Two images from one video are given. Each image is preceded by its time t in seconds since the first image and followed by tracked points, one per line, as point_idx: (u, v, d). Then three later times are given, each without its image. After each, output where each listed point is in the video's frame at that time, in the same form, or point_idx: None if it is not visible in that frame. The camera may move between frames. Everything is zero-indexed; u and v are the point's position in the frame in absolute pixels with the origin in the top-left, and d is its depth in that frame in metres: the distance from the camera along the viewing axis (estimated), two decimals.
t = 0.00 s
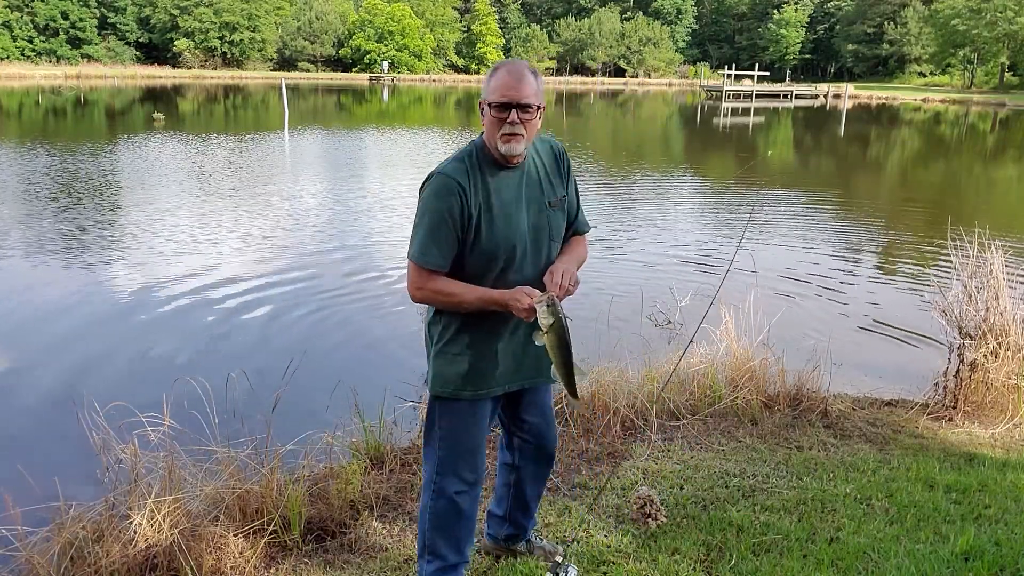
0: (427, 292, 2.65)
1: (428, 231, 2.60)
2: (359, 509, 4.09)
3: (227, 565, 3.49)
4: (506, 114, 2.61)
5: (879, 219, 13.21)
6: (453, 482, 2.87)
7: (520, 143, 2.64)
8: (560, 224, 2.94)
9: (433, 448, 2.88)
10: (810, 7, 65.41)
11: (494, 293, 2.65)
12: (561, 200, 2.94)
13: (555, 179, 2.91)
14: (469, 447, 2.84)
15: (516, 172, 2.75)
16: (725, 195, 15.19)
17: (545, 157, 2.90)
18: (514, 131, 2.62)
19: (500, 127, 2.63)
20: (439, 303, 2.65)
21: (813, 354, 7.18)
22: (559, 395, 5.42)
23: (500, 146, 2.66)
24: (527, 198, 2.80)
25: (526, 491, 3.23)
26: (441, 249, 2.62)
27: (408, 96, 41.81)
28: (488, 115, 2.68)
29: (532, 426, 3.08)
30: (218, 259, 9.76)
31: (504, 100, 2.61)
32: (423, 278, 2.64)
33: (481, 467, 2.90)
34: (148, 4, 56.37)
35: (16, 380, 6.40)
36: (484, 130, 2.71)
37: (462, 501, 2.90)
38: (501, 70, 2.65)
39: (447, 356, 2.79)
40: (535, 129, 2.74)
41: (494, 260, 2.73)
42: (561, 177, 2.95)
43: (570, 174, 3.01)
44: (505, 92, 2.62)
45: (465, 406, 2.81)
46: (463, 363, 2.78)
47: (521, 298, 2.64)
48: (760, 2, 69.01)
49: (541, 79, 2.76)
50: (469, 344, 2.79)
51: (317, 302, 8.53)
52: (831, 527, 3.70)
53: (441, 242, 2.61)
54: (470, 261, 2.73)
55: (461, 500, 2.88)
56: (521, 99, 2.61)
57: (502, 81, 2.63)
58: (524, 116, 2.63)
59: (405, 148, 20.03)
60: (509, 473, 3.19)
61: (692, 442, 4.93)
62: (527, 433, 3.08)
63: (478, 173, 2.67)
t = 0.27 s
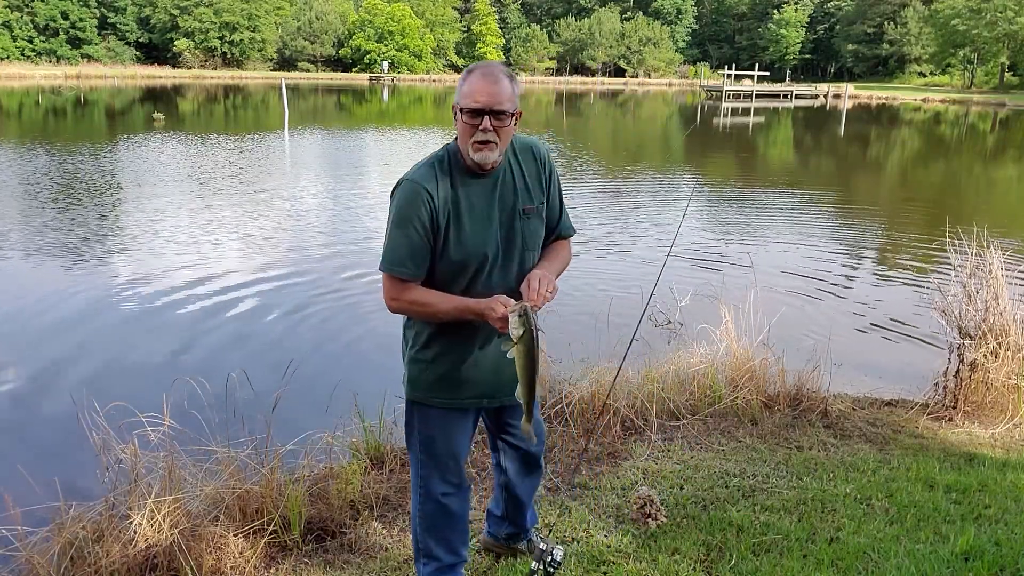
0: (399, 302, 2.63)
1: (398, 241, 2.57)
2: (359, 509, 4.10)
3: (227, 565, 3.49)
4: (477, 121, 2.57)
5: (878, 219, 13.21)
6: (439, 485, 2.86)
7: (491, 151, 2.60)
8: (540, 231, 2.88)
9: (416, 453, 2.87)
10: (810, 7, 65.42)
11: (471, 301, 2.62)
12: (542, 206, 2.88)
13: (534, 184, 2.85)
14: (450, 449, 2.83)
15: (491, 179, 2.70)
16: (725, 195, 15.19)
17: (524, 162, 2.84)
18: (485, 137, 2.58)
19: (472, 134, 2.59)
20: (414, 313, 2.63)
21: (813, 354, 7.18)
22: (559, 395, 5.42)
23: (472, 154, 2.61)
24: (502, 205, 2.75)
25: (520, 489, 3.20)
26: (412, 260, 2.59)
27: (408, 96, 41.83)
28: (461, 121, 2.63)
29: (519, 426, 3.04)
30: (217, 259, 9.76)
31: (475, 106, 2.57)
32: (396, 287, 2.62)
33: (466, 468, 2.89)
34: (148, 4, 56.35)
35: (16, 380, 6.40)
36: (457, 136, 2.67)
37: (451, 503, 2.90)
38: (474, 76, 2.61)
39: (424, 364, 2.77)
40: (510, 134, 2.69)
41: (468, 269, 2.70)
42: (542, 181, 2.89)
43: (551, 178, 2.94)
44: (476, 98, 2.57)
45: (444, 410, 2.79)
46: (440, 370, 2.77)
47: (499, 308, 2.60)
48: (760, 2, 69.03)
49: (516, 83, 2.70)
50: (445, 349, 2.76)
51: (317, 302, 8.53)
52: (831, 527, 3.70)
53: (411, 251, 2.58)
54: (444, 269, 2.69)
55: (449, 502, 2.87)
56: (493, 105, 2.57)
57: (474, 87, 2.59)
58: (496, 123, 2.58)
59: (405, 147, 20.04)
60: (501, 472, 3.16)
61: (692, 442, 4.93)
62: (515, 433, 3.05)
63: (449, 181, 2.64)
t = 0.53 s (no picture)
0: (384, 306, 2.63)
1: (380, 247, 2.57)
2: (359, 509, 4.10)
3: (227, 564, 3.49)
4: (457, 124, 2.55)
5: (878, 219, 13.21)
6: (434, 488, 2.87)
7: (473, 152, 2.58)
8: (526, 231, 2.86)
9: (411, 458, 2.87)
10: (810, 7, 65.46)
11: (455, 305, 2.58)
12: (527, 206, 2.86)
13: (519, 184, 2.83)
14: (445, 452, 2.83)
15: (473, 180, 2.69)
16: (725, 195, 15.19)
17: (508, 162, 2.82)
18: (466, 139, 2.56)
19: (453, 135, 2.57)
20: (400, 318, 2.62)
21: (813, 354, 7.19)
22: (559, 395, 5.43)
23: (453, 155, 2.60)
24: (485, 207, 2.74)
25: (515, 490, 3.19)
26: (395, 264, 2.59)
27: (408, 96, 41.85)
28: (442, 123, 2.62)
29: (514, 425, 3.04)
30: (218, 259, 9.75)
31: (456, 108, 2.55)
32: (383, 293, 2.63)
33: (461, 471, 2.89)
34: (148, 4, 56.38)
35: (17, 381, 6.40)
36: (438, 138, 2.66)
37: (447, 506, 2.90)
38: (454, 77, 2.58)
39: (415, 370, 2.75)
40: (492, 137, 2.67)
41: (452, 273, 2.69)
42: (527, 181, 2.87)
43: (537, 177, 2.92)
44: (456, 99, 2.55)
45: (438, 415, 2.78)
46: (431, 375, 2.74)
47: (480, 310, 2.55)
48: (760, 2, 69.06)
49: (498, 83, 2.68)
50: (436, 355, 2.74)
51: (317, 302, 8.53)
52: (831, 527, 3.70)
53: (394, 255, 2.58)
54: (428, 272, 2.68)
55: (444, 505, 2.88)
56: (474, 107, 2.55)
57: (453, 88, 2.56)
58: (478, 124, 2.56)
59: (405, 148, 20.05)
60: (496, 474, 3.15)
61: (692, 442, 4.93)
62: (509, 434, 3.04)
63: (432, 184, 2.63)
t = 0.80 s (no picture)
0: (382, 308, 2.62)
1: (376, 250, 2.57)
2: (359, 509, 4.09)
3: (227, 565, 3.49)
4: (453, 139, 2.50)
5: (878, 219, 13.21)
6: (433, 490, 2.87)
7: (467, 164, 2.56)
8: (519, 229, 2.86)
9: (410, 460, 2.87)
10: (810, 7, 65.46)
11: (449, 299, 2.55)
12: (519, 204, 2.87)
13: (511, 182, 2.83)
14: (445, 454, 2.83)
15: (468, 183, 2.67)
16: (725, 195, 15.18)
17: (500, 161, 2.81)
18: (461, 153, 2.53)
19: (448, 148, 2.53)
20: (398, 318, 2.60)
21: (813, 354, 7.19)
22: (559, 395, 5.42)
23: (447, 165, 2.58)
24: (478, 207, 2.75)
25: (507, 494, 3.20)
26: (392, 266, 2.59)
27: (408, 96, 41.83)
28: (435, 133, 2.56)
29: (510, 430, 3.06)
30: (218, 259, 9.75)
31: (452, 126, 2.48)
32: (379, 293, 2.62)
33: (459, 473, 2.89)
34: (148, 4, 56.37)
35: (17, 381, 6.40)
36: (431, 142, 2.61)
37: (446, 507, 2.90)
38: (449, 90, 2.48)
39: (412, 373, 2.74)
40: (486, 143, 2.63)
41: (447, 274, 2.70)
42: (519, 179, 2.87)
43: (528, 174, 2.92)
44: (450, 109, 2.47)
45: (436, 418, 2.78)
46: (429, 378, 2.73)
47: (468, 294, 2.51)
48: (760, 2, 69.04)
49: (491, 89, 2.61)
50: (433, 358, 2.72)
51: (317, 302, 8.52)
52: (831, 527, 3.70)
53: (391, 258, 2.58)
54: (424, 273, 2.68)
55: (444, 506, 2.88)
56: (471, 124, 2.48)
57: (447, 102, 2.48)
58: (474, 140, 2.52)
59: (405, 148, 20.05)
60: (489, 478, 3.15)
61: (692, 442, 4.93)
62: (505, 438, 3.06)
63: (425, 187, 2.62)
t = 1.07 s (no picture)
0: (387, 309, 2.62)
1: (380, 251, 2.57)
2: (359, 509, 4.10)
3: (227, 565, 3.49)
4: (454, 142, 2.49)
5: (878, 219, 13.21)
6: (433, 490, 2.87)
7: (468, 168, 2.56)
8: (517, 226, 2.88)
9: (410, 460, 2.87)
10: (810, 7, 65.47)
11: (451, 292, 2.54)
12: (517, 202, 2.88)
13: (508, 181, 2.84)
14: (445, 454, 2.83)
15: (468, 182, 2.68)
16: (725, 195, 15.17)
17: (498, 160, 2.82)
18: (462, 157, 2.53)
19: (449, 151, 2.52)
20: (404, 318, 2.59)
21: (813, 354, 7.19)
22: (559, 395, 5.42)
23: (448, 167, 2.58)
24: (477, 206, 2.76)
25: (507, 494, 3.20)
26: (396, 267, 2.59)
27: (408, 96, 41.82)
28: (435, 135, 2.55)
29: (511, 430, 3.06)
30: (218, 259, 9.75)
31: (453, 130, 2.47)
32: (383, 294, 2.62)
33: (459, 473, 2.89)
34: (148, 4, 56.36)
35: (17, 381, 6.40)
36: (431, 143, 2.60)
37: (446, 507, 2.90)
38: (450, 93, 2.47)
39: (413, 374, 2.74)
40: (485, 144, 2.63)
41: (450, 274, 2.70)
42: (516, 177, 2.88)
43: (525, 172, 2.93)
44: (447, 110, 2.46)
45: (437, 417, 2.78)
46: (430, 377, 2.73)
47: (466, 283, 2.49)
48: (760, 2, 69.04)
49: (490, 89, 2.59)
50: (434, 357, 2.72)
51: (317, 302, 8.52)
52: (831, 527, 3.70)
53: (395, 258, 2.58)
54: (427, 273, 2.68)
55: (443, 507, 2.88)
56: (472, 128, 2.48)
57: (448, 105, 2.46)
58: (475, 143, 2.51)
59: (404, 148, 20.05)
60: (490, 477, 3.15)
61: (692, 442, 4.93)
62: (505, 438, 3.06)
63: (426, 187, 2.61)
